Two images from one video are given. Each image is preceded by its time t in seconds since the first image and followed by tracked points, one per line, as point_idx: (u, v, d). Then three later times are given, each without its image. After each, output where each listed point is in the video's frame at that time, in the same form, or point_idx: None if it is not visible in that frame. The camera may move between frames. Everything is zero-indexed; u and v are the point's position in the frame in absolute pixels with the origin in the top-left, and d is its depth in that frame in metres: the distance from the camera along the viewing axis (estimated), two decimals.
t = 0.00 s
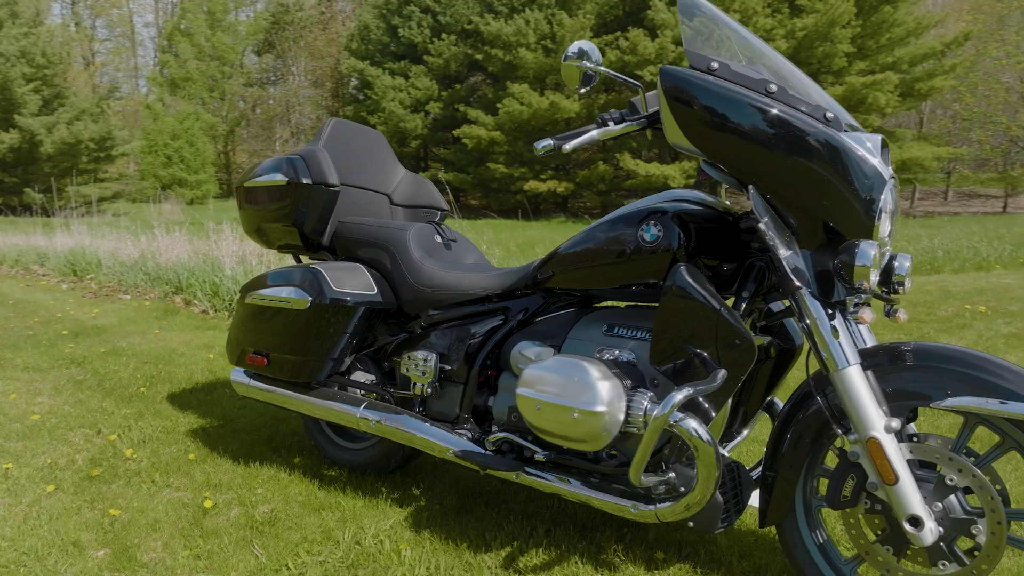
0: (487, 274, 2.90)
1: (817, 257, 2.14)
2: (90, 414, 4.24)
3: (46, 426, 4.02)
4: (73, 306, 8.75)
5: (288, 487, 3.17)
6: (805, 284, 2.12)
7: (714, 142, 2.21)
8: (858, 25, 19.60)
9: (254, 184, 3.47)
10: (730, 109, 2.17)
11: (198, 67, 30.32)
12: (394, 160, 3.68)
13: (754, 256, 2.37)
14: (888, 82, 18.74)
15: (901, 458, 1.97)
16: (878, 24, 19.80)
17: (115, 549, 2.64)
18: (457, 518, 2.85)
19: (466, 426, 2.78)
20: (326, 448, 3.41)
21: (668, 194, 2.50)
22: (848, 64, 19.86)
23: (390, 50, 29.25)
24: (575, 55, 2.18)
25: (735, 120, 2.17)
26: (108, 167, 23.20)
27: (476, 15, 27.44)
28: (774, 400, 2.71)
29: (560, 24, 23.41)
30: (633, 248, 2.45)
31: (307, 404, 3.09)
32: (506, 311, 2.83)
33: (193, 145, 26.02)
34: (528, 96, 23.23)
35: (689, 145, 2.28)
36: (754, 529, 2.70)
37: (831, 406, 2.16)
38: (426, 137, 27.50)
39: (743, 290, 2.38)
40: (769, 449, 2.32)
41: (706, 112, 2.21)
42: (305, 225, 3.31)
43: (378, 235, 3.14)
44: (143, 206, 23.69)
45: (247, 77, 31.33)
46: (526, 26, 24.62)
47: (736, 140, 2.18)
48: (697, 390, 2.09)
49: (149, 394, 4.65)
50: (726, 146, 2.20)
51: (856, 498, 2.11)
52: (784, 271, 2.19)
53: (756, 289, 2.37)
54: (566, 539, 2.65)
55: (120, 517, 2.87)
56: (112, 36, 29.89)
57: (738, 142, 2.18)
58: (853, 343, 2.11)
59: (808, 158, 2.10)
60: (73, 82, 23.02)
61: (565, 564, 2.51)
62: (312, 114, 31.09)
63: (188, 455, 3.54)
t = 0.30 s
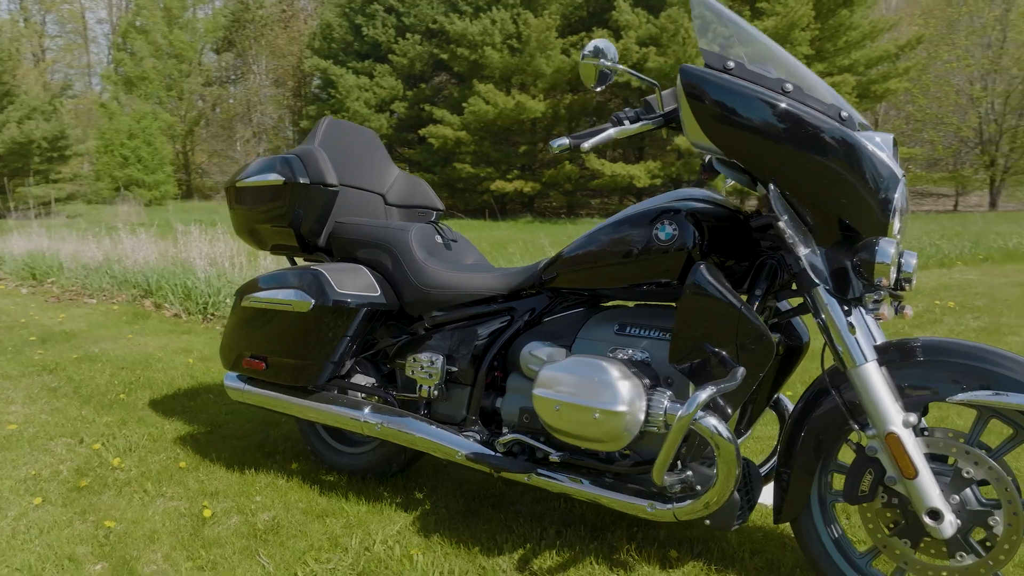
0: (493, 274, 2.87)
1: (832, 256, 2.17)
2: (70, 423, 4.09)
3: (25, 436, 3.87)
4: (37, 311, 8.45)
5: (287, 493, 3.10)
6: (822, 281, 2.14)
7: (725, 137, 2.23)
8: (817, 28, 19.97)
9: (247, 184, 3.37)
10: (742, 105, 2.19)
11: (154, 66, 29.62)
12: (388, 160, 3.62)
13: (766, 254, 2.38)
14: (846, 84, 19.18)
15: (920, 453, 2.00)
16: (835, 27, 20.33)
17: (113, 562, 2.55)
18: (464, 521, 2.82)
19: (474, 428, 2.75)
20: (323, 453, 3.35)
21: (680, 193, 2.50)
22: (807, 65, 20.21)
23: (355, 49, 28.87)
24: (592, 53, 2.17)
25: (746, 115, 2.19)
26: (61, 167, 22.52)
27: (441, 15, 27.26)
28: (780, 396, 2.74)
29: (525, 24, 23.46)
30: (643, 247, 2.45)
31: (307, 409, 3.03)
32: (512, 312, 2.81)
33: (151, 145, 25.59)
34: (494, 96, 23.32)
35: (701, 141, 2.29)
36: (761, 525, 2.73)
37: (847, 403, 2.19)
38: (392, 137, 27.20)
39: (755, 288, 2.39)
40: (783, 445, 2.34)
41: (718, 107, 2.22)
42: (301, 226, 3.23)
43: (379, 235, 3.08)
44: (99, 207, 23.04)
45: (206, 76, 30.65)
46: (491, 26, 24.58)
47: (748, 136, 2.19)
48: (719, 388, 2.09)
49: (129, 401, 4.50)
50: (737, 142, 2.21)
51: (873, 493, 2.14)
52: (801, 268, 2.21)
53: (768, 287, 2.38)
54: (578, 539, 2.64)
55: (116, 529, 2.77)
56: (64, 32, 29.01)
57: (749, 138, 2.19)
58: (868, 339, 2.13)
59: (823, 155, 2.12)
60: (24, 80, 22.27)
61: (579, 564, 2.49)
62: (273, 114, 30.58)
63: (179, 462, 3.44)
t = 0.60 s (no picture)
0: (500, 273, 2.85)
1: (845, 254, 2.19)
2: (50, 432, 3.95)
3: (3, 447, 3.72)
4: None
5: (287, 499, 3.04)
6: (836, 278, 2.17)
7: (737, 133, 2.24)
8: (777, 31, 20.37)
9: (242, 185, 3.30)
10: (751, 100, 2.21)
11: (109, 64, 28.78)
12: (383, 160, 3.56)
13: (777, 254, 2.41)
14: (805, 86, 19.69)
15: (936, 447, 2.04)
16: (794, 29, 20.50)
17: None
18: (472, 524, 2.80)
19: (483, 430, 2.73)
20: (321, 458, 3.28)
21: (690, 193, 2.51)
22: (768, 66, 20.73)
23: (318, 48, 28.50)
24: (609, 52, 2.16)
25: (755, 110, 2.20)
26: (13, 168, 21.82)
27: (406, 14, 27.03)
28: (784, 394, 2.75)
29: (491, 24, 23.52)
30: (650, 248, 2.47)
31: (309, 413, 2.98)
32: (518, 312, 2.80)
33: (107, 144, 24.98)
34: (461, 95, 23.31)
35: (718, 139, 2.30)
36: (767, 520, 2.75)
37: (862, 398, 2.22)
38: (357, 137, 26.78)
39: (766, 286, 2.43)
40: (797, 442, 2.36)
41: (728, 103, 2.23)
42: (300, 226, 3.17)
43: (381, 236, 3.04)
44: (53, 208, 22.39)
45: (163, 74, 29.82)
46: (457, 26, 24.55)
47: (758, 132, 2.21)
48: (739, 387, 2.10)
49: (110, 409, 4.36)
50: (747, 138, 2.23)
51: (888, 486, 2.18)
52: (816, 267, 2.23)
53: (779, 285, 2.41)
54: (590, 540, 2.63)
55: (113, 541, 2.68)
56: (14, 28, 28.08)
57: (759, 133, 2.21)
58: (882, 335, 2.17)
59: (836, 152, 2.14)
60: None
61: (594, 565, 2.49)
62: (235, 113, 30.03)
63: (171, 471, 3.35)
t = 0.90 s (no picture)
0: (504, 274, 2.83)
1: (858, 251, 2.22)
2: (29, 442, 3.80)
3: None
4: None
5: (288, 506, 2.97)
6: (849, 275, 2.20)
7: (748, 131, 2.26)
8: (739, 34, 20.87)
9: (235, 185, 3.22)
10: (759, 96, 2.23)
11: (62, 60, 27.81)
12: (378, 160, 3.49)
13: (786, 252, 2.43)
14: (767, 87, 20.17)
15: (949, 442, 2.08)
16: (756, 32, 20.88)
17: None
18: (481, 527, 2.77)
19: (491, 432, 2.70)
20: (320, 463, 3.22)
21: (699, 193, 2.52)
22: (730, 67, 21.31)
23: (281, 46, 28.10)
24: (626, 52, 2.15)
25: (763, 106, 2.23)
26: None
27: (371, 13, 26.72)
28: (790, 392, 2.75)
29: (457, 23, 23.52)
30: (655, 249, 2.48)
31: (310, 419, 2.92)
32: (524, 313, 2.77)
33: (60, 144, 24.23)
34: (427, 95, 23.21)
35: (734, 138, 2.31)
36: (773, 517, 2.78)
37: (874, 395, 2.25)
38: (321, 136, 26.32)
39: (776, 285, 2.46)
40: (809, 439, 2.39)
41: (738, 100, 2.26)
42: (297, 227, 3.10)
43: (380, 237, 2.99)
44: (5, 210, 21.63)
45: (120, 72, 28.97)
46: (422, 25, 24.37)
47: (769, 130, 2.23)
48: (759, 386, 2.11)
49: (90, 417, 4.22)
50: (758, 135, 2.25)
51: (901, 481, 2.21)
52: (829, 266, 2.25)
53: (789, 283, 2.43)
54: (601, 541, 2.62)
55: (110, 554, 2.59)
56: None
57: (768, 131, 2.23)
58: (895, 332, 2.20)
59: (847, 151, 2.17)
60: None
61: (608, 566, 2.48)
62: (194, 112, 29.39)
63: (162, 480, 3.25)
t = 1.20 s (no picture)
0: (505, 276, 2.81)
1: (868, 252, 2.26)
2: (6, 455, 3.65)
3: None
4: None
5: (288, 515, 2.91)
6: (860, 274, 2.23)
7: (758, 129, 2.27)
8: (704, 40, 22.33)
9: (226, 185, 3.13)
10: (767, 95, 2.25)
11: (14, 56, 26.55)
12: (371, 161, 3.43)
13: (792, 253, 2.47)
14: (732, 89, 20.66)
15: (960, 437, 2.12)
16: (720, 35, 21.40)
17: None
18: (487, 532, 2.74)
19: (499, 435, 2.68)
20: (318, 470, 3.16)
21: (707, 193, 2.52)
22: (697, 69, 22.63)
23: (244, 44, 27.62)
24: (641, 53, 2.15)
25: (771, 105, 2.24)
26: None
27: (336, 11, 26.34)
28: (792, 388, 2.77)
29: (422, 23, 23.39)
30: (657, 252, 2.49)
31: (311, 426, 2.86)
32: (529, 315, 2.76)
33: (13, 145, 23.46)
34: (394, 95, 23.00)
35: (747, 137, 2.32)
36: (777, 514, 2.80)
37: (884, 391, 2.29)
38: (285, 136, 25.89)
39: (784, 285, 2.48)
40: (819, 435, 2.41)
41: (749, 99, 2.26)
42: (292, 229, 3.04)
43: (378, 239, 2.95)
44: None
45: (75, 70, 28.11)
46: (388, 23, 24.09)
47: (778, 129, 2.25)
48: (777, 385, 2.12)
49: (68, 427, 4.08)
50: (769, 134, 2.26)
51: (911, 476, 2.25)
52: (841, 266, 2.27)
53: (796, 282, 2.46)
54: (611, 543, 2.62)
55: (109, 570, 2.51)
56: None
57: (777, 130, 2.25)
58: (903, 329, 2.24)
59: (856, 150, 2.20)
60: None
61: (621, 567, 2.48)
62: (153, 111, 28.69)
63: (153, 490, 3.16)
